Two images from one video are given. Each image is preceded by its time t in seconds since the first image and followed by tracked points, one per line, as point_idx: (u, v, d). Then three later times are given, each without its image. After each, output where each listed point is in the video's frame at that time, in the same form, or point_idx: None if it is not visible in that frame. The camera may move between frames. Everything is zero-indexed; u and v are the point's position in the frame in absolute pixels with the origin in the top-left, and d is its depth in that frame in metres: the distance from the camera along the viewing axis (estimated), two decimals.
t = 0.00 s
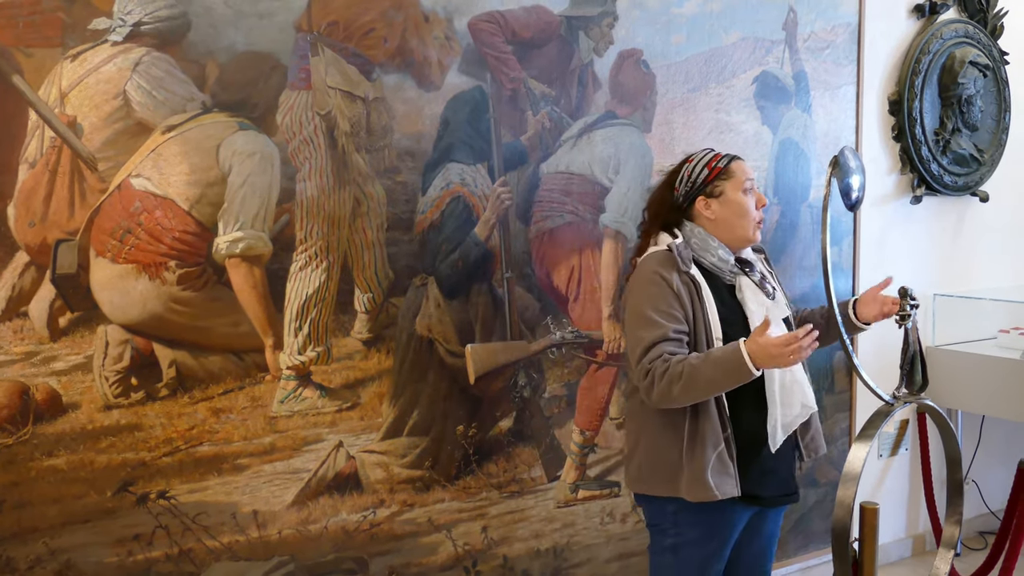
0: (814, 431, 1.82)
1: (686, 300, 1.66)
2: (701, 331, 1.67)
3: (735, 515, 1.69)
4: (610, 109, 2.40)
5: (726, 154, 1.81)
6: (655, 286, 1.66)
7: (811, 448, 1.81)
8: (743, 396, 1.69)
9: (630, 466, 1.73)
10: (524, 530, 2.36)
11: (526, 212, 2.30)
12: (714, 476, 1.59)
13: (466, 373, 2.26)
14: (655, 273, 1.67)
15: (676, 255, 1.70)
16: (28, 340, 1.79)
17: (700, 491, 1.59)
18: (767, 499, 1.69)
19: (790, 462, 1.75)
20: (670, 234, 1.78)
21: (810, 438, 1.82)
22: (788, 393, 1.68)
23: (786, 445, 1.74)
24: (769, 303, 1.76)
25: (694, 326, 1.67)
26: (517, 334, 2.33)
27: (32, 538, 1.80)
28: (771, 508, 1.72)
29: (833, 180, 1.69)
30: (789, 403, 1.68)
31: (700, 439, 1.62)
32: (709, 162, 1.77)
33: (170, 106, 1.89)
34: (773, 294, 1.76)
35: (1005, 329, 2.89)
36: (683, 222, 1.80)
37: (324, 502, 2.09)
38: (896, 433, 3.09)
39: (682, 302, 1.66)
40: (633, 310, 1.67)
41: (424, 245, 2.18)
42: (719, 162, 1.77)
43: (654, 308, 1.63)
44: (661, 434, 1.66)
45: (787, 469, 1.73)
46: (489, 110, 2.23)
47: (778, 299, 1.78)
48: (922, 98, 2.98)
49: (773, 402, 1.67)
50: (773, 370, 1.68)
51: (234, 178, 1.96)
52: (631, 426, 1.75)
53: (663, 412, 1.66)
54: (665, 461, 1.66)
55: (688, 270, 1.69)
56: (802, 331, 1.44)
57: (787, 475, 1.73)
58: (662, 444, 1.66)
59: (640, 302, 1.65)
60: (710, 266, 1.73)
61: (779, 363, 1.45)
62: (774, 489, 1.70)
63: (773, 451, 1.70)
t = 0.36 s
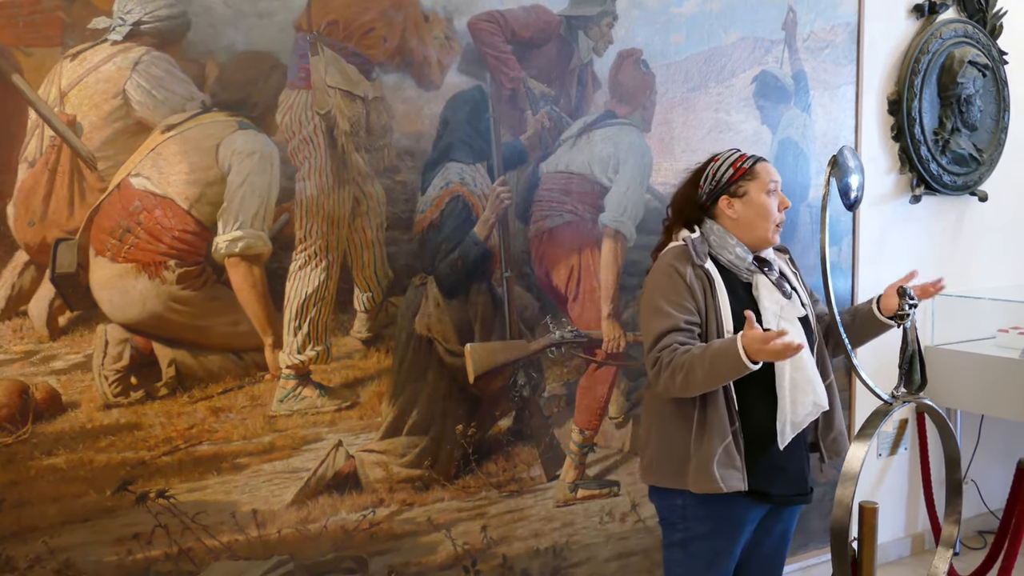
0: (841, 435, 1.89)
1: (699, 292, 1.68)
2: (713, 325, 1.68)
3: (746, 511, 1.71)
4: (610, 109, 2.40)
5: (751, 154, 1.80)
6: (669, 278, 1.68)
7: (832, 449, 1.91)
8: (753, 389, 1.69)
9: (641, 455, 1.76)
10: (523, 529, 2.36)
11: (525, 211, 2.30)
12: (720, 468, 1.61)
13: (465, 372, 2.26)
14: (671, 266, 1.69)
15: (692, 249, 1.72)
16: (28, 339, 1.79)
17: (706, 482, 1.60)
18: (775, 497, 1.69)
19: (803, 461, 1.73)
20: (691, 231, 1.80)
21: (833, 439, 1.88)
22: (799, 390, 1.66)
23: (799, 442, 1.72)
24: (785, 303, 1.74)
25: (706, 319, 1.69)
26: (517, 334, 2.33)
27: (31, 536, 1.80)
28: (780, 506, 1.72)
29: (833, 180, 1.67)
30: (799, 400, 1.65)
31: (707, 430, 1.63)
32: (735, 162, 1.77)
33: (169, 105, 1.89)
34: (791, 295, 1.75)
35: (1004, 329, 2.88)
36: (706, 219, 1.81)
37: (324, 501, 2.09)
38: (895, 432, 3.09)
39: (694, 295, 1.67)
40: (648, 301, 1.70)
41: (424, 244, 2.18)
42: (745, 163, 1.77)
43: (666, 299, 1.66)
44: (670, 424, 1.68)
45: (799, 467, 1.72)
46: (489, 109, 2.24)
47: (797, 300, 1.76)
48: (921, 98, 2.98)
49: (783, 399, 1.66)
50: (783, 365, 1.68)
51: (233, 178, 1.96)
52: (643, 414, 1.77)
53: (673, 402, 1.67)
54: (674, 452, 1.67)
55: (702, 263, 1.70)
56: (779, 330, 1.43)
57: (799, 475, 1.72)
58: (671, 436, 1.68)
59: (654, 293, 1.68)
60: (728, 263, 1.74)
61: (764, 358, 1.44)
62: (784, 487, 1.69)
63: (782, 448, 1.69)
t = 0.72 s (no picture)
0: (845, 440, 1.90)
1: (700, 293, 1.67)
2: (714, 324, 1.67)
3: (752, 511, 1.68)
4: (610, 109, 2.40)
5: (759, 155, 1.79)
6: (672, 278, 1.68)
7: (837, 457, 1.91)
8: (757, 391, 1.69)
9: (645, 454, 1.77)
10: (522, 529, 2.36)
11: (524, 211, 2.30)
12: (721, 467, 1.61)
13: (464, 372, 2.26)
14: (674, 265, 1.69)
15: (700, 248, 1.71)
16: (27, 339, 1.79)
17: (707, 480, 1.61)
18: (778, 499, 1.68)
19: (806, 465, 1.72)
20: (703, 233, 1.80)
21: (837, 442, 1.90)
22: (802, 392, 1.65)
23: (803, 444, 1.71)
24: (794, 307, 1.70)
25: (707, 318, 1.68)
26: (516, 333, 2.33)
27: (30, 536, 1.80)
28: (782, 508, 1.70)
29: (833, 180, 1.67)
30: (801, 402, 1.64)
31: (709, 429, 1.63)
32: (742, 163, 1.76)
33: (169, 104, 1.89)
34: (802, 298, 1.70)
35: (1004, 329, 2.89)
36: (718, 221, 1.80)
37: (323, 501, 2.09)
38: (895, 431, 3.09)
39: (696, 294, 1.67)
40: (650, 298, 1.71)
41: (423, 243, 2.18)
42: (752, 164, 1.76)
43: (666, 301, 1.66)
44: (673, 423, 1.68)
45: (802, 470, 1.71)
46: (488, 108, 2.24)
47: (807, 304, 1.71)
48: (920, 98, 2.99)
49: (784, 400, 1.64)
50: (786, 368, 1.66)
51: (232, 177, 1.96)
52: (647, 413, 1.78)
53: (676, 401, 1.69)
54: (677, 451, 1.68)
55: (709, 263, 1.70)
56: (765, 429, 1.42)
57: (801, 476, 1.71)
58: (674, 434, 1.68)
59: (656, 292, 1.69)
60: (739, 263, 1.73)
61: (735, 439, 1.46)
62: (785, 488, 1.69)
63: (785, 450, 1.68)
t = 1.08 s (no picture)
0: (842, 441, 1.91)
1: (700, 294, 1.67)
2: (715, 324, 1.67)
3: (751, 511, 1.69)
4: (610, 109, 2.40)
5: (765, 156, 1.80)
6: (674, 280, 1.69)
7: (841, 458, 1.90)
8: (759, 392, 1.68)
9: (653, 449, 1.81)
10: (522, 528, 2.36)
11: (524, 211, 2.30)
12: (718, 466, 1.63)
13: (464, 372, 2.26)
14: (678, 265, 1.70)
15: (704, 249, 1.72)
16: (27, 338, 1.79)
17: (704, 478, 1.64)
18: (776, 501, 1.68)
19: (804, 468, 1.71)
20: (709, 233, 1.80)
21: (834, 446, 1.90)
22: (803, 395, 1.64)
23: (802, 447, 1.71)
24: (798, 308, 1.69)
25: (708, 318, 1.68)
26: (516, 333, 2.33)
27: (31, 535, 1.80)
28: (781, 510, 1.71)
29: (832, 180, 1.66)
30: (801, 404, 1.64)
31: (707, 428, 1.66)
32: (747, 164, 1.77)
33: (169, 104, 1.89)
34: (807, 300, 1.69)
35: (1003, 329, 2.91)
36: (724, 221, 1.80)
37: (323, 500, 2.09)
38: (895, 431, 3.09)
39: (695, 295, 1.67)
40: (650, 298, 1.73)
41: (423, 243, 2.18)
42: (758, 165, 1.76)
43: (663, 303, 1.68)
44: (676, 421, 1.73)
45: (800, 473, 1.70)
46: (488, 108, 2.24)
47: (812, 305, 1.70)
48: (920, 98, 2.99)
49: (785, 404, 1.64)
50: (788, 369, 1.66)
51: (232, 177, 1.96)
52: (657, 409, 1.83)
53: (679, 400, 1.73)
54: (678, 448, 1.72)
55: (713, 263, 1.70)
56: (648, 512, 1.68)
57: (802, 479, 1.71)
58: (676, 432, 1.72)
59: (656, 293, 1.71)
60: (743, 264, 1.72)
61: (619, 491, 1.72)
62: (784, 490, 1.69)
63: (784, 452, 1.68)
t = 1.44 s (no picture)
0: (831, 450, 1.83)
1: (689, 296, 1.65)
2: (705, 327, 1.65)
3: (739, 516, 1.69)
4: (609, 108, 2.40)
5: (752, 155, 1.76)
6: (663, 282, 1.66)
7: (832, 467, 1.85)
8: (750, 395, 1.68)
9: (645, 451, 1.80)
10: (522, 528, 2.36)
11: (524, 211, 2.30)
12: (711, 470, 1.63)
13: (464, 372, 2.26)
14: (665, 266, 1.68)
15: (691, 251, 1.70)
16: (26, 338, 1.79)
17: (697, 484, 1.63)
18: (766, 506, 1.67)
19: (793, 472, 1.71)
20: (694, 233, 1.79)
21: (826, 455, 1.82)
22: (793, 399, 1.65)
23: (793, 451, 1.71)
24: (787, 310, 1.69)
25: (697, 320, 1.66)
26: (516, 332, 2.33)
27: (30, 535, 1.80)
28: (771, 515, 1.70)
29: (832, 180, 1.66)
30: (792, 409, 1.64)
31: (700, 432, 1.64)
32: (731, 163, 1.74)
33: (168, 104, 1.89)
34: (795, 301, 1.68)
35: (1003, 328, 2.90)
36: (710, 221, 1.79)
37: (323, 500, 2.09)
38: (895, 431, 3.08)
39: (684, 297, 1.65)
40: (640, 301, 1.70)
41: (423, 243, 2.18)
42: (742, 164, 1.73)
43: (655, 305, 1.65)
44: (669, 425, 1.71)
45: (790, 477, 1.70)
46: (488, 108, 2.24)
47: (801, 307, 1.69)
48: (919, 97, 2.99)
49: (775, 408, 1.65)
50: (777, 372, 1.66)
51: (232, 177, 1.96)
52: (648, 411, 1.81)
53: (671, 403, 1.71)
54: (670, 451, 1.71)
55: (700, 265, 1.68)
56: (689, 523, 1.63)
57: (792, 484, 1.70)
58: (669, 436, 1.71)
59: (645, 296, 1.68)
60: (730, 265, 1.71)
61: (652, 512, 1.66)
62: (773, 496, 1.68)
63: (775, 457, 1.68)
